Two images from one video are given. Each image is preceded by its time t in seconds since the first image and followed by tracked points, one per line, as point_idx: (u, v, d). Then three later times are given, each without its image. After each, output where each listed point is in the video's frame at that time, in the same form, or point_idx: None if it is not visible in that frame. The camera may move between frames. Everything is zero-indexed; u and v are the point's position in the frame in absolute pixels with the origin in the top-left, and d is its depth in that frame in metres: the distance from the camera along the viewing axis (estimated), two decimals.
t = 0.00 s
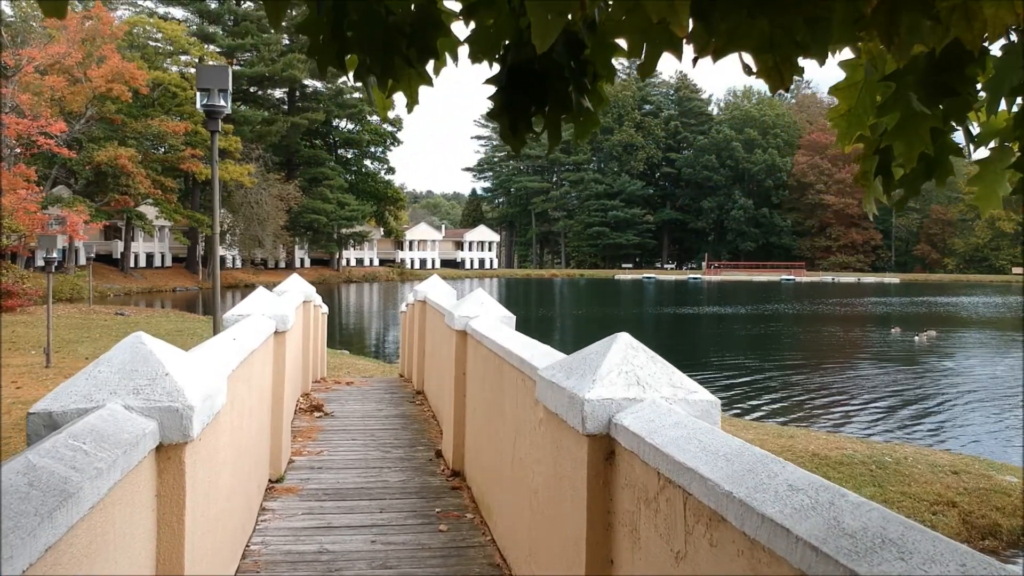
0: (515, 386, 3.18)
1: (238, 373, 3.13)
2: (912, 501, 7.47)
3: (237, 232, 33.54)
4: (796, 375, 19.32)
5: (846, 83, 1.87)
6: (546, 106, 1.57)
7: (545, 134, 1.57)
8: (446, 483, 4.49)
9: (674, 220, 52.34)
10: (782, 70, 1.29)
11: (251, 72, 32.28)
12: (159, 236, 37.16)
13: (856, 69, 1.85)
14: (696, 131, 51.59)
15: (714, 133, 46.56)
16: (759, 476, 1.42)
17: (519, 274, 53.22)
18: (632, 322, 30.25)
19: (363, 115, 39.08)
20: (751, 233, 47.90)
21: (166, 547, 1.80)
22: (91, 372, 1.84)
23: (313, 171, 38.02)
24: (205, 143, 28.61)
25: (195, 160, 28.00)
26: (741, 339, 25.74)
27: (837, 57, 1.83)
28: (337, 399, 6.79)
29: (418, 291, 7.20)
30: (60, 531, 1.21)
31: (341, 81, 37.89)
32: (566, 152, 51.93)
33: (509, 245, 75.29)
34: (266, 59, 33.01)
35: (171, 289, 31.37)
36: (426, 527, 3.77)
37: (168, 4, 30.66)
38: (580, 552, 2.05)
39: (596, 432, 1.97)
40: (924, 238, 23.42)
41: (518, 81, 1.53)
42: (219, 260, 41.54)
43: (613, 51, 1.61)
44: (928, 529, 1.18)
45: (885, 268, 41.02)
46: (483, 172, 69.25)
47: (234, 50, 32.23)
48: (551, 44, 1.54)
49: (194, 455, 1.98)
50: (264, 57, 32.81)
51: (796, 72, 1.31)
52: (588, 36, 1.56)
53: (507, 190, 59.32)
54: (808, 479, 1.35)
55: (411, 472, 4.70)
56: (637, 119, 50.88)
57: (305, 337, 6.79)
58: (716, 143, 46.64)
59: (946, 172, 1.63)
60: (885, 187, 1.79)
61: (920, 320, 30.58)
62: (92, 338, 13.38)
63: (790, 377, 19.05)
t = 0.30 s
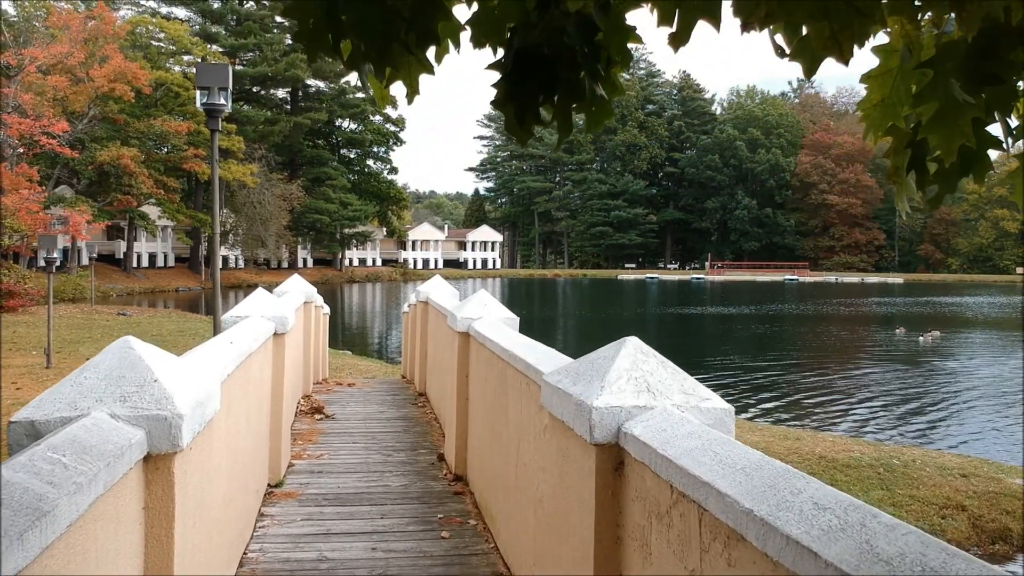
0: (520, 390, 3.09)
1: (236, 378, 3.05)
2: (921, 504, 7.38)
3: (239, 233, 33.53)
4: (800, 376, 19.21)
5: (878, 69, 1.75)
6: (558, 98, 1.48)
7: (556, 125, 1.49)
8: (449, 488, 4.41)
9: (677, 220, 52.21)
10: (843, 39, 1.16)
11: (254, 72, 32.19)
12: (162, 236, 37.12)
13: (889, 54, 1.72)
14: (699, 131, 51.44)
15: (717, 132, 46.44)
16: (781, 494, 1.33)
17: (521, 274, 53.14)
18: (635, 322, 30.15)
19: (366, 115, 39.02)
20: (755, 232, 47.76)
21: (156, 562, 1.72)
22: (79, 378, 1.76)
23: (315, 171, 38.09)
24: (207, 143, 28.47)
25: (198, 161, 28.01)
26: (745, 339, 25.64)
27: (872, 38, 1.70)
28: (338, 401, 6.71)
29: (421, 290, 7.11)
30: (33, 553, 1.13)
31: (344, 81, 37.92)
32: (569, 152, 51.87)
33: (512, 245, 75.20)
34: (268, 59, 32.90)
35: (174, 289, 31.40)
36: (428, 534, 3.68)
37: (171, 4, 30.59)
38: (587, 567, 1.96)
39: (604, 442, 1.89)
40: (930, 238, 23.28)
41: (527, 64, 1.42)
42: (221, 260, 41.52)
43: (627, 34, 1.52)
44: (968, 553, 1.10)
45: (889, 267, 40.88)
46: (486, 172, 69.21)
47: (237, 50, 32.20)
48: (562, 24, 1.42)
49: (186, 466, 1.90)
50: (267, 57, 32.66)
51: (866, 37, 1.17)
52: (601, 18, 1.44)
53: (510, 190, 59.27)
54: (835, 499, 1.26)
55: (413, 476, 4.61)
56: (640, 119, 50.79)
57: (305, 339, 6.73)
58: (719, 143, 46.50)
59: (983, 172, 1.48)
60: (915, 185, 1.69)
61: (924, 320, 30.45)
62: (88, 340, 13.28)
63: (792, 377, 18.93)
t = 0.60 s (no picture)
0: (524, 394, 2.99)
1: (231, 381, 2.96)
2: (930, 508, 7.28)
3: (241, 232, 33.47)
4: (803, 376, 19.10)
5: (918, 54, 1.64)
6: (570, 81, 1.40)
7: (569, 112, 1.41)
8: (450, 493, 4.32)
9: (680, 220, 52.09)
10: None
11: (256, 72, 32.14)
12: (164, 236, 37.08)
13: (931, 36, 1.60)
14: (702, 131, 51.29)
15: (720, 132, 46.33)
16: (807, 509, 1.24)
17: (524, 274, 53.06)
18: (637, 322, 30.05)
19: (368, 114, 38.94)
20: (757, 232, 47.62)
21: None
22: (61, 383, 1.68)
23: (317, 171, 38.07)
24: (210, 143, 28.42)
25: (200, 160, 28.00)
26: (748, 339, 25.53)
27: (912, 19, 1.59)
28: (339, 403, 6.61)
29: (423, 290, 7.02)
30: None
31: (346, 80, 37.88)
32: (572, 151, 51.79)
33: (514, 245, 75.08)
34: (270, 59, 32.82)
35: (176, 289, 31.39)
36: (429, 542, 3.59)
37: (172, 3, 30.57)
38: None
39: (613, 451, 1.80)
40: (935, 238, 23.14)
41: (534, 44, 1.33)
42: (223, 259, 41.49)
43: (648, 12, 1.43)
44: None
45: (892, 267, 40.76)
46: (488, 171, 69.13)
47: (239, 50, 32.16)
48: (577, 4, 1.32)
49: (175, 472, 1.82)
50: (269, 57, 32.60)
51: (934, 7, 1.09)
52: None
53: (512, 190, 59.21)
54: (869, 518, 1.16)
55: (414, 481, 4.52)
56: (643, 119, 50.70)
57: (305, 340, 6.64)
58: (722, 143, 46.38)
59: None
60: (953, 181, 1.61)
61: (928, 320, 30.31)
62: (88, 337, 13.11)
63: (794, 377, 18.83)
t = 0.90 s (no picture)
0: (530, 400, 2.89)
1: (227, 385, 2.86)
2: (941, 511, 7.17)
3: (243, 233, 33.37)
4: (808, 376, 18.96)
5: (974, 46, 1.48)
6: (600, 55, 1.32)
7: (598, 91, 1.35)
8: (453, 498, 4.22)
9: (682, 220, 51.94)
10: None
11: (257, 72, 31.97)
12: (166, 236, 37.01)
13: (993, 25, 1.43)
14: (704, 130, 51.13)
15: (723, 132, 46.20)
16: (847, 530, 1.14)
17: (526, 274, 52.94)
18: (640, 321, 29.91)
19: (370, 114, 38.85)
20: (761, 232, 47.46)
21: None
22: (43, 389, 1.57)
23: (319, 171, 38.06)
24: (211, 142, 28.40)
25: (202, 161, 28.03)
26: (752, 339, 25.39)
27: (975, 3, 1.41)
28: (339, 405, 6.51)
29: (425, 291, 6.93)
30: None
31: (348, 80, 37.81)
32: (574, 151, 51.68)
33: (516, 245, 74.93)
34: (272, 59, 32.75)
35: (178, 289, 31.36)
36: (432, 550, 3.49)
37: (174, 3, 30.53)
38: None
39: (627, 462, 1.69)
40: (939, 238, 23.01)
41: (557, 13, 1.27)
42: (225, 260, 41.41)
43: None
44: None
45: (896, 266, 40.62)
46: (490, 172, 69.04)
47: (241, 50, 32.07)
48: None
49: (163, 484, 1.71)
50: (270, 56, 32.47)
51: None
52: None
53: (514, 190, 59.08)
54: (918, 546, 1.07)
55: (417, 486, 4.42)
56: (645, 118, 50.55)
57: (306, 340, 6.57)
58: (725, 142, 46.23)
59: None
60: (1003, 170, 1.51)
61: (933, 319, 30.15)
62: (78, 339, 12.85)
63: (796, 377, 18.72)
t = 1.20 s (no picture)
0: (546, 406, 2.76)
1: (232, 391, 2.75)
2: (964, 517, 6.99)
3: (255, 233, 33.40)
4: (822, 376, 18.75)
5: None
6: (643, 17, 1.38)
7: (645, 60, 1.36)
8: (465, 505, 4.09)
9: (694, 220, 51.67)
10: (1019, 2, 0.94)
11: (268, 72, 31.86)
12: (178, 236, 37.16)
13: None
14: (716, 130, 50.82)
15: (734, 131, 45.95)
16: (918, 563, 1.04)
17: (537, 273, 52.81)
18: (652, 322, 29.70)
19: (381, 114, 38.80)
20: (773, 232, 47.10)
21: None
22: (30, 395, 1.44)
23: (331, 171, 38.11)
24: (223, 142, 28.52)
25: (213, 161, 28.17)
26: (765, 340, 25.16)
27: None
28: (350, 407, 6.43)
29: (438, 291, 6.79)
30: None
31: (359, 80, 37.80)
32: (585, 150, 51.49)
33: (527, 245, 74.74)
34: (283, 59, 32.73)
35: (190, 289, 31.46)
36: (445, 559, 3.37)
37: (185, 3, 30.62)
38: None
39: (656, 478, 1.56)
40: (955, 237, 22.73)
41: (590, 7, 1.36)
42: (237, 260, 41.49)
43: None
44: None
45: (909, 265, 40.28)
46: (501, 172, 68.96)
47: (253, 50, 32.04)
48: None
49: (163, 496, 1.60)
50: (282, 57, 32.25)
51: None
52: None
53: (525, 190, 58.95)
54: None
55: (428, 491, 4.30)
56: (657, 118, 50.30)
57: (315, 342, 6.46)
58: (737, 141, 45.93)
59: None
60: None
61: (949, 320, 29.79)
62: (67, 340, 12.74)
63: (807, 377, 18.52)
